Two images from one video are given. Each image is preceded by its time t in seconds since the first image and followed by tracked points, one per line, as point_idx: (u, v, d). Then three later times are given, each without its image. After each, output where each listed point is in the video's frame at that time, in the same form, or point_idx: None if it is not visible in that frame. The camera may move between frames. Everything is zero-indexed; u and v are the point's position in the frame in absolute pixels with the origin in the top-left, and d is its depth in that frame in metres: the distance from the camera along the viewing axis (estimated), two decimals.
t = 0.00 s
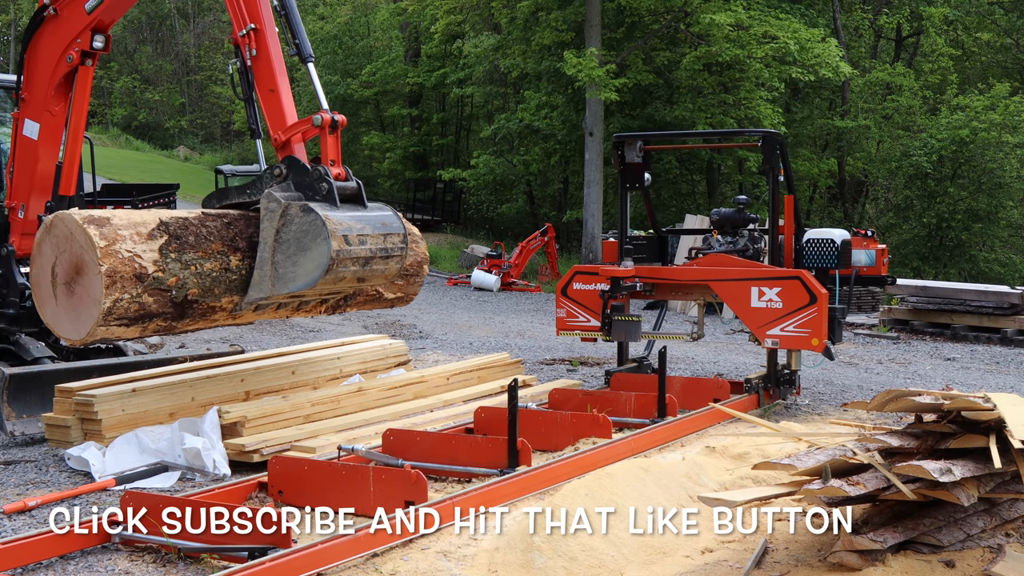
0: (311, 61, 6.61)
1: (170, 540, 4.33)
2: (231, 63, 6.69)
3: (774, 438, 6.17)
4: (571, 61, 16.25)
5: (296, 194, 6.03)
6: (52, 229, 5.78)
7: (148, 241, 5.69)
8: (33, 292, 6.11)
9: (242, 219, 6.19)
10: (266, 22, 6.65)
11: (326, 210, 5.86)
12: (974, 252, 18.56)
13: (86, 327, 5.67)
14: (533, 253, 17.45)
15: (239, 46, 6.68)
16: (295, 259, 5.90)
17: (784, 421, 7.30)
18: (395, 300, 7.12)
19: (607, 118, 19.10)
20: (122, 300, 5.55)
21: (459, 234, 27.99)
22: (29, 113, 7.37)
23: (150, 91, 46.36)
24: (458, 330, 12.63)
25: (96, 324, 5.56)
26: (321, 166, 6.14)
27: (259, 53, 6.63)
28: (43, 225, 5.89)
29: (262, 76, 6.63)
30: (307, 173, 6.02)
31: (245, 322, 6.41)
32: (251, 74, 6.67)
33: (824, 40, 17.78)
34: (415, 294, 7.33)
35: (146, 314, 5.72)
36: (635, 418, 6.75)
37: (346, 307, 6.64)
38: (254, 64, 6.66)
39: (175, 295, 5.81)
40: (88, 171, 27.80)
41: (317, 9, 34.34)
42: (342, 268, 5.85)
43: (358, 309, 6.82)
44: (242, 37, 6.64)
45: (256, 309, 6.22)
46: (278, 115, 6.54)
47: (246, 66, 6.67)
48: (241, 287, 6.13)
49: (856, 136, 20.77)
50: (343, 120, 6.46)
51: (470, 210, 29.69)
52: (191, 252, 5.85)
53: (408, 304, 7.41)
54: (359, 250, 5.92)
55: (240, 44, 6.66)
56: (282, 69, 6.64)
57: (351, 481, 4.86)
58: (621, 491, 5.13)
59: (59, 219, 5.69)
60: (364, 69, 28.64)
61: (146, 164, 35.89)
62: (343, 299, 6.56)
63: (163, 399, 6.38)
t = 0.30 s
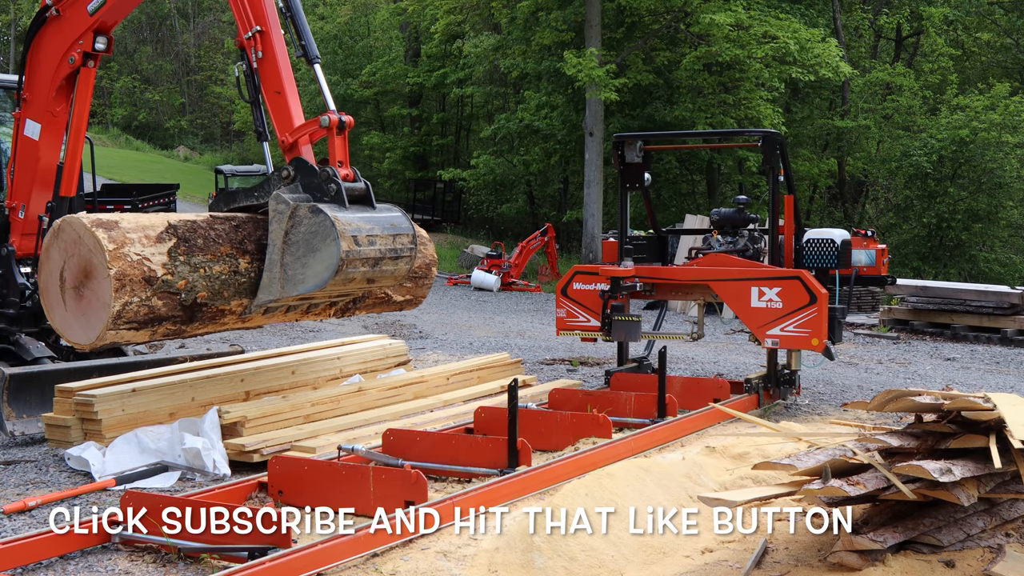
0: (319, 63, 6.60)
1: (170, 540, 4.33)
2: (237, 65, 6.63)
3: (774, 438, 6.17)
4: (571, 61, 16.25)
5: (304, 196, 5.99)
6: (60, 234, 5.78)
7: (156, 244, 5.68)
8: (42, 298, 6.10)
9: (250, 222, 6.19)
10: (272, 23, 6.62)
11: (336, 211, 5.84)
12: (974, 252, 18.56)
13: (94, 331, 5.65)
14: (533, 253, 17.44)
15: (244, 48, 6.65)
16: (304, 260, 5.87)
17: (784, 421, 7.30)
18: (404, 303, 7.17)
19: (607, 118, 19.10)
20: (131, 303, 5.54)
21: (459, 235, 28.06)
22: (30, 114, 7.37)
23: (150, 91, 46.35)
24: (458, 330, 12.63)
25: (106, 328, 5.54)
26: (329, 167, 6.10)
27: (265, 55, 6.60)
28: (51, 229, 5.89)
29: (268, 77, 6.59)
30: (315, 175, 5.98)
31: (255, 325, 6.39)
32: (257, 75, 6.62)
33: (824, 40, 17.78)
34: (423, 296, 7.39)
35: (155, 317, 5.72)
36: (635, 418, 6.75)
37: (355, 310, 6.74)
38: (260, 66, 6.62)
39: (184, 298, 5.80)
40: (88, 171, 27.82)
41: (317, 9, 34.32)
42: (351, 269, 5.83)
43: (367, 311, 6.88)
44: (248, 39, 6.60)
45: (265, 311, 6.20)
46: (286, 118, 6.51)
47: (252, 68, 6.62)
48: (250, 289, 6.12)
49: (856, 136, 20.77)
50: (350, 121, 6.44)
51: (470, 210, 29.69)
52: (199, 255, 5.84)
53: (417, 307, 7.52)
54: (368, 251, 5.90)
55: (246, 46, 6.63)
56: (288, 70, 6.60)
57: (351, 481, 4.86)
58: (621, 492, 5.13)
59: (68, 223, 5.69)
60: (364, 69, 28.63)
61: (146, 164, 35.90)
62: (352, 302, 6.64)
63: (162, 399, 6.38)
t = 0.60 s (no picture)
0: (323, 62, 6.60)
1: (170, 540, 4.33)
2: (241, 66, 6.61)
3: (774, 438, 6.17)
4: (571, 61, 16.25)
5: (311, 194, 5.98)
6: (67, 235, 5.76)
7: (164, 244, 5.67)
8: (49, 301, 6.07)
9: (256, 222, 6.15)
10: (276, 24, 6.63)
11: (343, 209, 5.82)
12: (974, 252, 18.56)
13: (102, 333, 5.62)
14: (533, 253, 17.43)
15: (248, 49, 6.63)
16: (312, 258, 5.86)
17: (784, 421, 7.30)
18: (411, 302, 7.23)
19: (607, 118, 19.10)
20: (139, 304, 5.51)
21: (459, 235, 28.26)
22: (30, 114, 7.37)
23: (150, 91, 46.34)
24: (458, 330, 12.63)
25: (114, 329, 5.51)
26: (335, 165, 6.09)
27: (269, 55, 6.59)
28: (58, 232, 5.87)
29: (273, 78, 6.58)
30: (321, 174, 5.97)
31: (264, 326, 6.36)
32: (262, 76, 6.60)
33: (824, 40, 17.78)
34: (430, 296, 7.47)
35: (163, 318, 5.70)
36: (635, 418, 6.75)
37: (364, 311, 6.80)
38: (265, 66, 6.60)
39: (192, 298, 5.78)
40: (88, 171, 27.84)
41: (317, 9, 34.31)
42: (359, 267, 5.80)
43: (375, 311, 6.93)
44: (252, 40, 6.60)
45: (273, 311, 6.19)
46: (290, 117, 6.50)
47: (256, 69, 6.60)
48: (258, 290, 6.10)
49: (856, 136, 20.78)
50: (356, 119, 6.45)
51: (470, 210, 29.71)
52: (207, 255, 5.82)
53: (425, 307, 7.57)
54: (376, 249, 5.87)
55: (250, 47, 6.61)
56: (293, 71, 6.60)
57: (352, 481, 4.86)
58: (621, 492, 5.13)
59: (74, 225, 5.67)
60: (364, 69, 28.63)
61: (146, 164, 35.89)
62: (359, 302, 6.67)
63: (162, 399, 6.37)
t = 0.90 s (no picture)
0: (328, 63, 6.57)
1: (171, 540, 4.33)
2: (246, 68, 6.64)
3: (774, 438, 6.18)
4: (571, 61, 16.25)
5: (317, 196, 5.95)
6: (73, 239, 5.76)
7: (170, 247, 5.68)
8: (55, 305, 6.07)
9: (263, 225, 6.16)
10: (280, 26, 6.60)
11: (350, 210, 5.80)
12: (974, 252, 18.56)
13: (109, 336, 5.61)
14: (533, 253, 17.42)
15: (253, 51, 6.64)
16: (319, 260, 5.85)
17: (784, 421, 7.30)
18: (418, 305, 7.34)
19: (607, 118, 19.10)
20: (146, 306, 5.50)
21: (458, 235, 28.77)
22: (31, 114, 7.37)
23: (150, 91, 46.34)
24: (459, 330, 12.63)
25: (122, 332, 5.50)
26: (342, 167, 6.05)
27: (274, 57, 6.59)
28: (64, 236, 5.87)
29: (278, 79, 6.59)
30: (327, 175, 5.92)
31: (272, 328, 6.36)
32: (267, 78, 6.62)
33: (824, 40, 17.78)
34: (438, 298, 7.55)
35: (171, 321, 5.69)
36: (635, 418, 6.75)
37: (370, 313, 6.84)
38: (270, 68, 6.61)
39: (199, 301, 5.77)
40: (88, 171, 27.87)
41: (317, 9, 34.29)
42: (367, 268, 5.78)
43: (383, 314, 7.02)
44: (257, 42, 6.60)
45: (280, 315, 6.18)
46: (295, 119, 6.49)
47: (261, 71, 6.62)
48: (265, 292, 6.09)
49: (856, 136, 20.78)
50: (362, 120, 6.41)
51: (469, 210, 29.73)
52: (214, 258, 5.83)
53: (431, 309, 7.63)
54: (383, 250, 5.85)
55: (254, 49, 6.62)
56: (298, 72, 6.59)
57: (352, 481, 4.86)
58: (621, 492, 5.13)
59: (81, 228, 5.68)
60: (364, 68, 28.62)
61: (146, 164, 35.90)
62: (366, 305, 6.71)
63: (163, 399, 6.37)
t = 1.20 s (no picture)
0: (331, 63, 6.53)
1: (170, 540, 4.33)
2: (249, 70, 6.63)
3: (774, 438, 6.18)
4: (571, 61, 16.25)
5: (323, 197, 5.98)
6: (78, 241, 5.75)
7: (176, 248, 5.66)
8: (62, 308, 6.06)
9: (268, 226, 6.16)
10: (283, 27, 6.61)
11: (356, 210, 5.81)
12: (974, 252, 18.56)
13: (116, 338, 5.60)
14: (533, 253, 17.41)
15: (257, 52, 6.65)
16: (326, 260, 5.84)
17: (784, 421, 7.30)
18: (424, 306, 7.35)
19: (607, 118, 19.11)
20: (153, 308, 5.49)
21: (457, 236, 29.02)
22: (32, 115, 7.36)
23: (150, 91, 46.38)
24: (459, 330, 12.63)
25: (128, 334, 5.49)
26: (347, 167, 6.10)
27: (278, 58, 6.58)
28: (69, 238, 5.85)
29: (281, 80, 6.56)
30: (332, 175, 5.97)
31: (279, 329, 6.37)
32: (271, 79, 6.59)
33: (824, 40, 17.78)
34: (443, 299, 7.54)
35: (177, 322, 5.67)
36: (635, 418, 6.75)
37: (377, 314, 6.86)
38: (273, 69, 6.60)
39: (205, 302, 5.77)
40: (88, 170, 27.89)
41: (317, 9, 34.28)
42: (373, 267, 5.78)
43: (388, 315, 7.04)
44: (261, 43, 6.61)
45: (287, 316, 6.17)
46: (300, 120, 6.49)
47: (265, 72, 6.61)
48: (271, 293, 6.09)
49: (856, 136, 20.78)
50: (367, 120, 6.42)
51: (469, 210, 29.73)
52: (220, 259, 5.82)
53: (437, 310, 7.63)
54: (390, 249, 5.84)
55: (259, 50, 6.62)
56: (302, 73, 6.58)
57: (353, 481, 4.86)
58: (621, 491, 5.12)
59: (86, 230, 5.67)
60: (364, 69, 28.63)
61: (146, 164, 35.90)
62: (372, 306, 6.73)
63: (163, 399, 6.37)
